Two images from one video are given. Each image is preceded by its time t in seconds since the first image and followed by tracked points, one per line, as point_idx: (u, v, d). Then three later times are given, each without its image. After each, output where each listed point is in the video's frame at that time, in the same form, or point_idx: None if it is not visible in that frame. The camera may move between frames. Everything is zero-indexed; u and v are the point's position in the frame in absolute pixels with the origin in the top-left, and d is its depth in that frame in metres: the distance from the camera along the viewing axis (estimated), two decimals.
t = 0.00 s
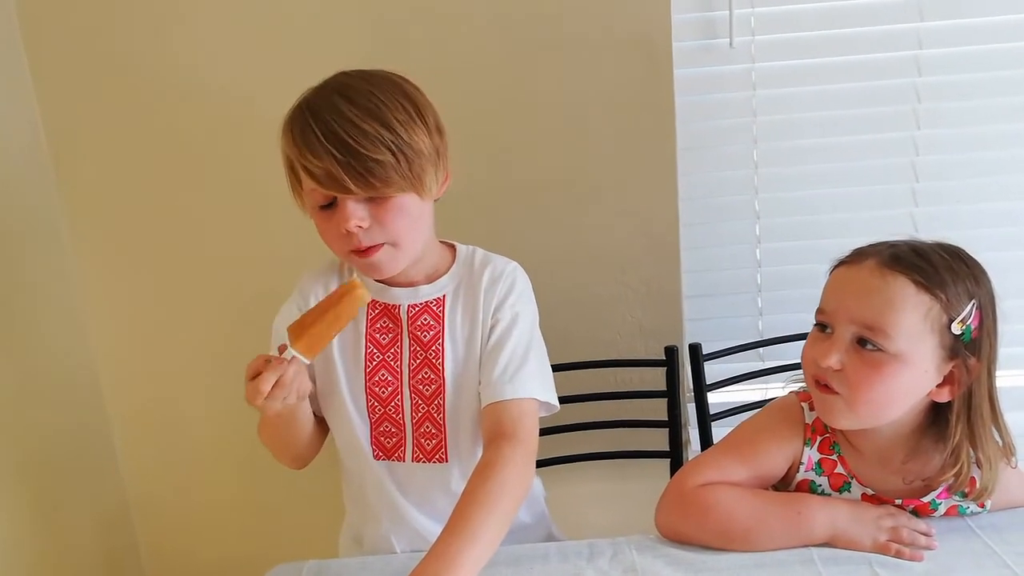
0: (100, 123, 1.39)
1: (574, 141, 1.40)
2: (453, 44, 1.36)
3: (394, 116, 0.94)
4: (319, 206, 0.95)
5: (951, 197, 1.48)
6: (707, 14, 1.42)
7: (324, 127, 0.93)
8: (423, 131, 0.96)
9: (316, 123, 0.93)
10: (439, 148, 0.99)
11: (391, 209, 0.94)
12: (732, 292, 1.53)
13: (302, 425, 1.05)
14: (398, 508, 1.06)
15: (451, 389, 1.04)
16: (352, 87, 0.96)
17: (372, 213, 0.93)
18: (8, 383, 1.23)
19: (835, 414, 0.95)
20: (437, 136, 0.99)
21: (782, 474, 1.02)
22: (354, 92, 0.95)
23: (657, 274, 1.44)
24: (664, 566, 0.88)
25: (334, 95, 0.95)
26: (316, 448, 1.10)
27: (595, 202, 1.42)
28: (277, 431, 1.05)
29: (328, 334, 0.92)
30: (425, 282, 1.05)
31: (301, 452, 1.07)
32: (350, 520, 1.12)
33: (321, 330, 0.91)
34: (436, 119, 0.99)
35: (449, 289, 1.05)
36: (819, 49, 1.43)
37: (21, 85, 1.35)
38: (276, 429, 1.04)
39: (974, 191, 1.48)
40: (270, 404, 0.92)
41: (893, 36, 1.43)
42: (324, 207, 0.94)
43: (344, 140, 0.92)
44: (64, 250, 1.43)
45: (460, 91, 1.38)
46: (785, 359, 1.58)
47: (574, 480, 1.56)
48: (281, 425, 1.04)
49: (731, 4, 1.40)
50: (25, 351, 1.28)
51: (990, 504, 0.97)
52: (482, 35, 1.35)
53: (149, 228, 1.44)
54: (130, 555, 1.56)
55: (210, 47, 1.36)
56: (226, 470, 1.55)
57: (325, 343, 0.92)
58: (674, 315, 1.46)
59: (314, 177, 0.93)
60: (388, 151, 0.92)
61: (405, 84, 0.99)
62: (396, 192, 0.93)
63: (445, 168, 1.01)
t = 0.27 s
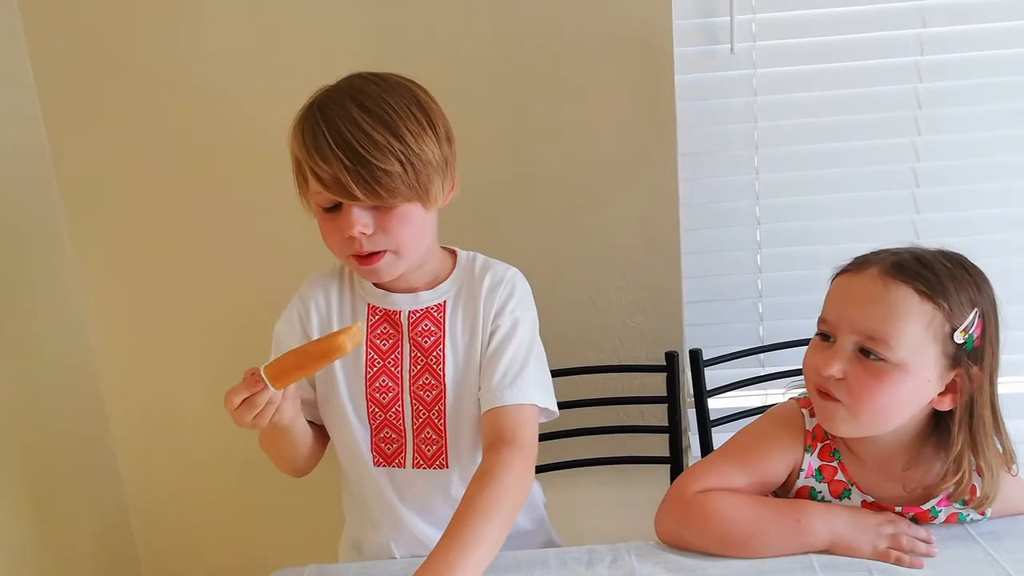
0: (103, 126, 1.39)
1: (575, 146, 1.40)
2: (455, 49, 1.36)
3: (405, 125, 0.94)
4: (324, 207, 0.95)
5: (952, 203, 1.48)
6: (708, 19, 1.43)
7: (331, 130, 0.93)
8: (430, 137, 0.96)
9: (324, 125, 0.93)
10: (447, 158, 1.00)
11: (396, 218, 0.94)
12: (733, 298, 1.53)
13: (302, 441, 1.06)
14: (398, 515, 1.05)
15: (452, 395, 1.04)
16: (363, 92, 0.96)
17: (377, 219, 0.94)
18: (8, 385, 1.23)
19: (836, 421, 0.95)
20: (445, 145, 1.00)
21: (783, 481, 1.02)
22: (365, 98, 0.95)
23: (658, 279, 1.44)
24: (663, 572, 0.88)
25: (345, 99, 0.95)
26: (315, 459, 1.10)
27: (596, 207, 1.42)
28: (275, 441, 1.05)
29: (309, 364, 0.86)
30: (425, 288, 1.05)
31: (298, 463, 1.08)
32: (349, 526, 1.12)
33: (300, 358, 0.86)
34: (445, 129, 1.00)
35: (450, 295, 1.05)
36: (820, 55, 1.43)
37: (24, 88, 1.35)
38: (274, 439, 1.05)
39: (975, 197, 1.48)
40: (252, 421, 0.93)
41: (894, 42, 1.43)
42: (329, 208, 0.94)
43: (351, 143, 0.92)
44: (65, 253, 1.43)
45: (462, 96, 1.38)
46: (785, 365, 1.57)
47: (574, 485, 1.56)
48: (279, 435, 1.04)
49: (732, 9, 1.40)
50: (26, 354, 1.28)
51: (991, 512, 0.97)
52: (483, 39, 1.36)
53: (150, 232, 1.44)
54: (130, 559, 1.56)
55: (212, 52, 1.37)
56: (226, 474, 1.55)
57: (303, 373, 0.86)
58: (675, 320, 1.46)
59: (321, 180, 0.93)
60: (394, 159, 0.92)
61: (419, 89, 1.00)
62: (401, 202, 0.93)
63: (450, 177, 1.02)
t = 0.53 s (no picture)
0: (102, 131, 1.39)
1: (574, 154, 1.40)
2: (453, 57, 1.37)
3: (407, 133, 0.95)
4: (325, 212, 0.95)
5: (948, 211, 1.49)
6: (706, 28, 1.43)
7: (334, 135, 0.93)
8: (430, 146, 0.97)
9: (327, 130, 0.94)
10: (448, 167, 1.00)
11: (396, 224, 0.94)
12: (730, 305, 1.54)
13: (299, 450, 1.06)
14: (395, 523, 1.05)
15: (449, 402, 1.04)
16: (366, 100, 0.96)
17: (377, 225, 0.94)
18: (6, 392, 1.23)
19: (834, 430, 0.95)
20: (446, 154, 1.00)
21: (780, 489, 1.02)
22: (368, 105, 0.95)
23: (656, 286, 1.45)
24: None
25: (349, 107, 0.95)
26: (315, 467, 1.11)
27: (594, 214, 1.42)
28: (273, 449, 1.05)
29: (309, 362, 0.85)
30: (423, 295, 1.05)
31: (295, 472, 1.08)
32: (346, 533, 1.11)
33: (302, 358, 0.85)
34: (446, 137, 1.00)
35: (448, 303, 1.05)
36: (817, 63, 1.44)
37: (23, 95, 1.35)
38: (271, 446, 1.05)
39: (971, 205, 1.49)
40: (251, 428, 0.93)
41: (890, 51, 1.44)
42: (330, 212, 0.95)
43: (353, 148, 0.92)
44: (63, 257, 1.43)
45: (461, 103, 1.38)
46: (783, 372, 1.58)
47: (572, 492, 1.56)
48: (277, 443, 1.05)
49: (730, 18, 1.41)
50: (24, 361, 1.28)
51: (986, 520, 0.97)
52: (482, 48, 1.36)
53: (148, 239, 1.44)
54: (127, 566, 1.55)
55: (211, 59, 1.37)
56: (223, 481, 1.54)
57: (308, 373, 0.86)
58: (672, 327, 1.47)
59: (322, 187, 0.93)
60: (395, 164, 0.93)
61: (421, 97, 1.00)
62: (402, 210, 0.94)
63: (451, 185, 1.02)
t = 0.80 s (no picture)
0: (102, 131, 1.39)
1: (574, 155, 1.40)
2: (453, 58, 1.36)
3: (408, 134, 0.94)
4: (325, 211, 0.95)
5: (948, 213, 1.49)
6: (705, 29, 1.43)
7: (335, 135, 0.93)
8: (431, 147, 0.96)
9: (329, 130, 0.94)
10: (449, 169, 1.00)
11: (396, 225, 0.94)
12: (730, 307, 1.53)
13: (302, 452, 1.06)
14: (394, 525, 1.05)
15: (449, 404, 1.04)
16: (368, 101, 0.96)
17: (377, 225, 0.94)
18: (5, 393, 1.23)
19: (833, 433, 0.95)
20: (447, 156, 1.00)
21: (779, 491, 1.02)
22: (370, 106, 0.95)
23: (656, 287, 1.45)
24: None
25: (351, 107, 0.95)
26: (315, 470, 1.10)
27: (594, 215, 1.42)
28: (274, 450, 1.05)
29: (310, 359, 0.85)
30: (422, 296, 1.05)
31: (295, 474, 1.08)
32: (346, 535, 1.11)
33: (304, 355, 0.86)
34: (447, 139, 1.00)
35: (447, 304, 1.05)
36: (817, 65, 1.44)
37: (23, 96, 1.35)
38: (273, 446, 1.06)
39: (971, 207, 1.49)
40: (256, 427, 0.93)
41: (890, 52, 1.44)
42: (330, 212, 0.94)
43: (354, 149, 0.92)
44: (63, 257, 1.43)
45: (461, 104, 1.38)
46: (783, 373, 1.58)
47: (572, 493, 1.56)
48: (279, 443, 1.05)
49: (730, 19, 1.40)
50: (24, 361, 1.28)
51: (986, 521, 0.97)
52: (482, 48, 1.36)
53: (148, 239, 1.44)
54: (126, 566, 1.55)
55: (211, 59, 1.37)
56: (223, 482, 1.54)
57: (308, 368, 0.85)
58: (672, 328, 1.47)
59: (323, 187, 0.93)
60: (395, 165, 0.93)
61: (423, 99, 1.00)
62: (402, 211, 0.94)
63: (451, 187, 1.02)
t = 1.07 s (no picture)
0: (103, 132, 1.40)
1: (574, 156, 1.40)
2: (454, 59, 1.37)
3: (407, 134, 0.95)
4: (322, 210, 0.95)
5: (948, 214, 1.49)
6: (705, 30, 1.43)
7: (333, 134, 0.93)
8: (429, 147, 0.97)
9: (327, 129, 0.94)
10: (448, 170, 1.00)
11: (393, 224, 0.94)
12: (731, 308, 1.53)
13: (303, 453, 1.06)
14: (395, 527, 1.05)
15: (449, 405, 1.04)
16: (368, 100, 0.96)
17: (373, 224, 0.94)
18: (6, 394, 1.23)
19: (831, 433, 0.95)
20: (446, 157, 1.00)
21: (780, 491, 1.01)
22: (369, 105, 0.95)
23: (656, 288, 1.45)
24: None
25: (350, 106, 0.95)
26: (318, 471, 1.10)
27: (594, 215, 1.42)
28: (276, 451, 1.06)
29: (305, 353, 0.85)
30: (420, 297, 1.05)
31: (298, 476, 1.08)
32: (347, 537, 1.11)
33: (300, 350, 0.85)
34: (447, 140, 1.00)
35: (446, 305, 1.05)
36: (817, 66, 1.44)
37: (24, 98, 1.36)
38: (275, 448, 1.06)
39: (972, 207, 1.48)
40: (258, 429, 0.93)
41: (891, 53, 1.44)
42: (327, 210, 0.94)
43: (353, 148, 0.92)
44: (64, 258, 1.43)
45: (461, 105, 1.38)
46: (783, 374, 1.57)
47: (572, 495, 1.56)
48: (280, 444, 1.05)
49: (730, 20, 1.40)
50: (25, 363, 1.28)
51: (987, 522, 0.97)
52: (482, 49, 1.36)
53: (149, 241, 1.44)
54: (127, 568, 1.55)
55: (212, 61, 1.37)
56: (224, 484, 1.54)
57: (303, 362, 0.85)
58: (672, 329, 1.47)
59: (321, 185, 0.93)
60: (393, 165, 0.93)
61: (424, 100, 1.00)
62: (399, 210, 0.94)
63: (450, 188, 1.02)
